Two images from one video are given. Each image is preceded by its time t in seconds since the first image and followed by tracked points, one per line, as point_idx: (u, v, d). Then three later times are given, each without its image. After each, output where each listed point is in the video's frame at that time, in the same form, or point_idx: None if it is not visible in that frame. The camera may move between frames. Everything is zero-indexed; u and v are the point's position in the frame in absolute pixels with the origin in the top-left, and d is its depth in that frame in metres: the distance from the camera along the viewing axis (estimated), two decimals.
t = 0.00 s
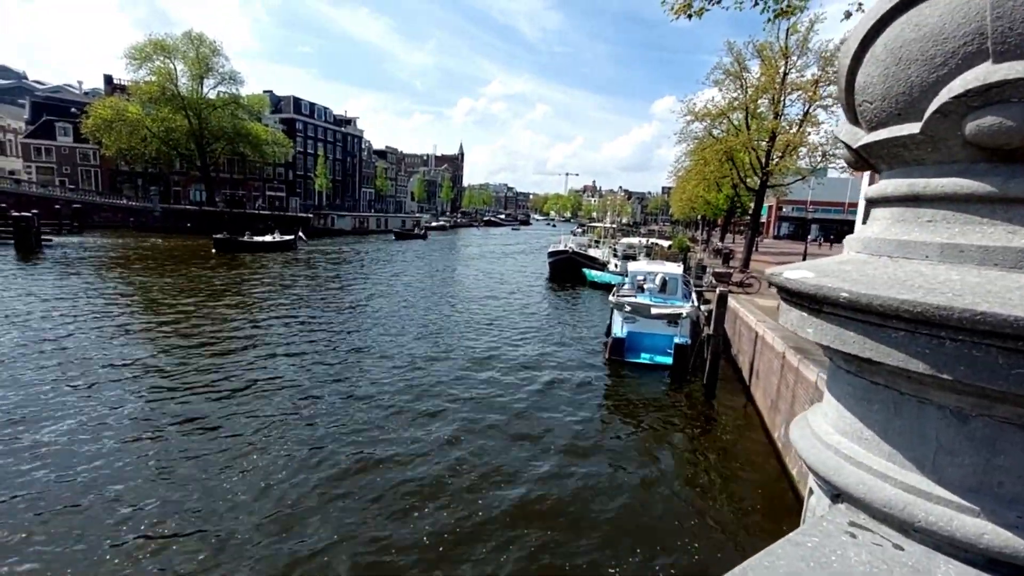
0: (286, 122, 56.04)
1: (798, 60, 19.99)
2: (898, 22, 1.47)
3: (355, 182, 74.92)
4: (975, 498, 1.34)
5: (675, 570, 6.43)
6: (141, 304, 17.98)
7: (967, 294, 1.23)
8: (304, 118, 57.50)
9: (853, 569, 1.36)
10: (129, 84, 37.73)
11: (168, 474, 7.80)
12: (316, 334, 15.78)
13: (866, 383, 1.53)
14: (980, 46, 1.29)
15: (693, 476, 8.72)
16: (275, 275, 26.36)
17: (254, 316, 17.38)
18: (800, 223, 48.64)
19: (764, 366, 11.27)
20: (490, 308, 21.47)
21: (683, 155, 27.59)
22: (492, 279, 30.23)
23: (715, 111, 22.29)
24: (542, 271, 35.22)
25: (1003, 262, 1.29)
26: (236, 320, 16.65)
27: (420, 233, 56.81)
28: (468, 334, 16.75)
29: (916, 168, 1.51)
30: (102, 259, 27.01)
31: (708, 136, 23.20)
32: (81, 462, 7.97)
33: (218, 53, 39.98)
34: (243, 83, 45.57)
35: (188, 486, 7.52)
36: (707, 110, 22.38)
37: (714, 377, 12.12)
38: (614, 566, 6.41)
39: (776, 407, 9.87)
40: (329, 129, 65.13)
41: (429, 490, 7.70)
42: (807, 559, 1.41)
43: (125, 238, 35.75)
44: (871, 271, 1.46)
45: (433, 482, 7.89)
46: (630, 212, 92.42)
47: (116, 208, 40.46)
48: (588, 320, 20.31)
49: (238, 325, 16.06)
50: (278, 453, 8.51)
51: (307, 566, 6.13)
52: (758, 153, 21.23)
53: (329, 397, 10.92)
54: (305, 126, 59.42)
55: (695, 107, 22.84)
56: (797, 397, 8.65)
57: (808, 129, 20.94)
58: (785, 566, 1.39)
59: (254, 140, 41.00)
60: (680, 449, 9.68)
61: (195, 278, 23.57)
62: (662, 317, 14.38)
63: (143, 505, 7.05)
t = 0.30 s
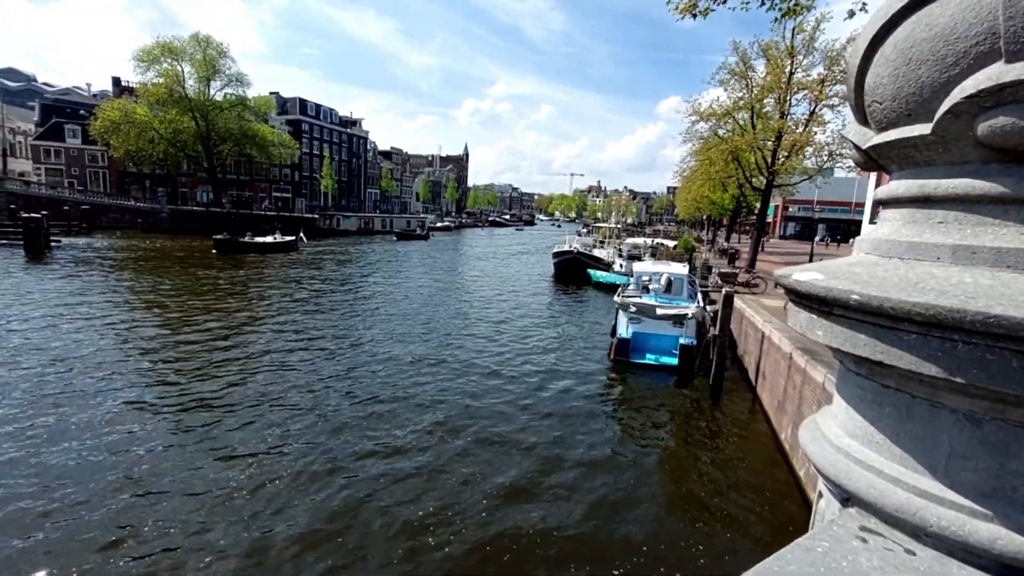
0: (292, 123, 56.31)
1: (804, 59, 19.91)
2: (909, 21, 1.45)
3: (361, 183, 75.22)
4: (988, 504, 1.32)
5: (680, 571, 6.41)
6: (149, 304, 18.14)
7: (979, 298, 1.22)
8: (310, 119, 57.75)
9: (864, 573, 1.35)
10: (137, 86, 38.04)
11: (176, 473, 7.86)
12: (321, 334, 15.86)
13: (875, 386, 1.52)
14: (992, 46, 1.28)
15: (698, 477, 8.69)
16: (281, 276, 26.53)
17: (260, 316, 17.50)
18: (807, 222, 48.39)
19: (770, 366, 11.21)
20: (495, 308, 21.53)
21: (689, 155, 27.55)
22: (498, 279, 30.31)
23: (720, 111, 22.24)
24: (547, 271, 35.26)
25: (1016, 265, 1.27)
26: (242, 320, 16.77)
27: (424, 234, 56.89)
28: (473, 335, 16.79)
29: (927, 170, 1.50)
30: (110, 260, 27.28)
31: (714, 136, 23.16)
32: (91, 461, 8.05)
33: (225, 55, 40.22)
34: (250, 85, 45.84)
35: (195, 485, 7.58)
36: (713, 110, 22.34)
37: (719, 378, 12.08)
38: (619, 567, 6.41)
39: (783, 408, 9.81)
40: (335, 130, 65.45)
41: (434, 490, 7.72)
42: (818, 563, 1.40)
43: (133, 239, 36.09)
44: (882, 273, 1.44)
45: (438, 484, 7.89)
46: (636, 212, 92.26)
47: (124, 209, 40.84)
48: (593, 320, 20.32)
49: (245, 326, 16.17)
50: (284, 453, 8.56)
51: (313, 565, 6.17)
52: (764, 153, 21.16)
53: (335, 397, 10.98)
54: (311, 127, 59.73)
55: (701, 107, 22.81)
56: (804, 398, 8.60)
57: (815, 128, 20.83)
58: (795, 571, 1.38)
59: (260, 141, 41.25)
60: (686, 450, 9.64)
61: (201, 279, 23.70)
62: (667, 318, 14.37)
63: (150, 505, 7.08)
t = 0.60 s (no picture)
0: (297, 126, 56.57)
1: (808, 61, 19.86)
2: (914, 24, 1.45)
3: (365, 186, 75.46)
4: (995, 511, 1.31)
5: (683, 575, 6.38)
6: (154, 306, 18.26)
7: (984, 303, 1.21)
8: (315, 122, 57.99)
9: None
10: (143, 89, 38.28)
11: (179, 475, 7.88)
12: (323, 336, 15.90)
13: (881, 391, 1.51)
14: (999, 49, 1.27)
15: (702, 481, 8.66)
16: (285, 278, 26.66)
17: (265, 318, 17.59)
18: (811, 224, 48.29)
19: (775, 369, 11.17)
20: (498, 310, 21.57)
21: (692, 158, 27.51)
22: (501, 281, 30.34)
23: (724, 113, 22.21)
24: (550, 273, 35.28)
25: (1021, 269, 1.26)
26: (247, 322, 16.87)
27: (427, 236, 56.96)
28: (476, 337, 16.82)
29: (932, 175, 1.49)
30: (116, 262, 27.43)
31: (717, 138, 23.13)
32: (94, 462, 8.09)
33: (230, 58, 40.44)
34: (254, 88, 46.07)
35: (198, 488, 7.58)
36: (716, 112, 22.31)
37: (723, 381, 12.03)
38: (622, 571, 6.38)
39: (788, 411, 9.79)
40: (339, 132, 65.72)
41: (437, 493, 7.71)
42: (822, 570, 1.39)
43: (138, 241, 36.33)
44: (887, 277, 1.44)
45: (442, 487, 7.86)
46: (639, 214, 92.29)
47: (130, 211, 41.12)
48: (596, 323, 20.27)
49: (250, 327, 16.28)
50: (288, 455, 8.56)
51: (316, 567, 6.16)
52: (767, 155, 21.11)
53: (338, 399, 11.00)
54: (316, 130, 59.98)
55: (704, 109, 22.78)
56: (809, 401, 8.56)
57: (819, 130, 20.75)
58: None
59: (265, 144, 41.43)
60: (690, 453, 9.61)
61: (206, 281, 23.80)
62: (671, 320, 14.30)
63: (154, 506, 7.12)
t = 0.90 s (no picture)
0: (300, 131, 56.78)
1: (810, 66, 19.89)
2: (912, 34, 1.46)
3: (367, 191, 75.60)
4: (995, 520, 1.31)
5: None
6: (158, 311, 18.28)
7: (984, 312, 1.21)
8: (317, 127, 58.23)
9: None
10: (148, 95, 38.51)
11: (182, 480, 7.86)
12: (326, 341, 15.91)
13: (881, 400, 1.51)
14: (995, 60, 1.28)
15: (705, 487, 8.62)
16: (288, 283, 26.67)
17: (267, 323, 17.57)
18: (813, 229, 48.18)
19: (778, 375, 11.13)
20: (501, 315, 21.53)
21: (694, 162, 27.52)
22: (503, 286, 30.33)
23: (726, 118, 22.23)
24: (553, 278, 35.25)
25: (1021, 277, 1.26)
26: (250, 327, 16.86)
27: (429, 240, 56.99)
28: (479, 342, 16.79)
29: (931, 183, 1.49)
30: (119, 266, 27.49)
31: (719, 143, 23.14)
32: (96, 467, 8.07)
33: (234, 64, 40.67)
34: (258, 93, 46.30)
35: (201, 493, 7.57)
36: (718, 117, 22.33)
37: (726, 386, 12.00)
38: None
39: (790, 416, 9.76)
40: (342, 137, 65.96)
41: (440, 499, 7.68)
42: None
43: (141, 246, 36.42)
44: (886, 285, 1.44)
45: (444, 493, 7.84)
46: (641, 219, 92.28)
47: (134, 216, 41.30)
48: (598, 328, 20.22)
49: (252, 332, 16.25)
50: (290, 460, 8.54)
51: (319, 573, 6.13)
52: (769, 160, 21.10)
53: (340, 404, 10.96)
54: (319, 135, 60.20)
55: (706, 114, 22.80)
56: (812, 407, 8.52)
57: (821, 135, 20.75)
58: None
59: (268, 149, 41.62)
60: (693, 459, 9.57)
61: (209, 285, 23.86)
62: (673, 325, 14.25)
63: (156, 511, 7.11)
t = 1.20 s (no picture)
0: (301, 138, 56.97)
1: (809, 73, 19.97)
2: (909, 41, 1.46)
3: (368, 197, 75.83)
4: (999, 530, 1.29)
5: None
6: (158, 317, 18.26)
7: (983, 320, 1.21)
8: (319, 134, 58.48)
9: None
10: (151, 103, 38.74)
11: (181, 487, 7.83)
12: (327, 348, 15.85)
13: (881, 407, 1.50)
14: (992, 68, 1.28)
15: (706, 494, 8.57)
16: (290, 290, 26.66)
17: (268, 330, 17.52)
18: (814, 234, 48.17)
19: (779, 381, 11.09)
20: (502, 322, 21.47)
21: (694, 168, 27.58)
22: (505, 293, 30.32)
23: (726, 124, 22.30)
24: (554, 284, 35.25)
25: (1019, 285, 1.26)
26: (251, 334, 16.80)
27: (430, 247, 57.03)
28: (480, 348, 16.74)
29: (930, 191, 1.49)
30: (120, 273, 27.53)
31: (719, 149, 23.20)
32: (95, 474, 8.05)
33: (236, 72, 40.90)
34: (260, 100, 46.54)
35: (200, 499, 7.54)
36: (718, 123, 22.40)
37: (727, 392, 11.96)
38: None
39: (792, 422, 9.71)
40: (344, 144, 66.23)
41: (440, 506, 7.64)
42: None
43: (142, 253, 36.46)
44: (886, 293, 1.44)
45: (445, 500, 7.79)
46: (642, 225, 92.40)
47: (136, 223, 41.43)
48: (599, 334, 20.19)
49: (253, 339, 16.20)
50: (289, 468, 8.50)
51: None
52: (769, 166, 21.13)
53: (340, 411, 10.91)
54: (320, 142, 60.46)
55: (706, 120, 22.88)
56: (813, 413, 8.49)
57: (821, 140, 20.79)
58: None
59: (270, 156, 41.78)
60: (695, 466, 9.52)
61: (212, 291, 23.89)
62: (674, 331, 14.21)
63: (153, 518, 7.07)
